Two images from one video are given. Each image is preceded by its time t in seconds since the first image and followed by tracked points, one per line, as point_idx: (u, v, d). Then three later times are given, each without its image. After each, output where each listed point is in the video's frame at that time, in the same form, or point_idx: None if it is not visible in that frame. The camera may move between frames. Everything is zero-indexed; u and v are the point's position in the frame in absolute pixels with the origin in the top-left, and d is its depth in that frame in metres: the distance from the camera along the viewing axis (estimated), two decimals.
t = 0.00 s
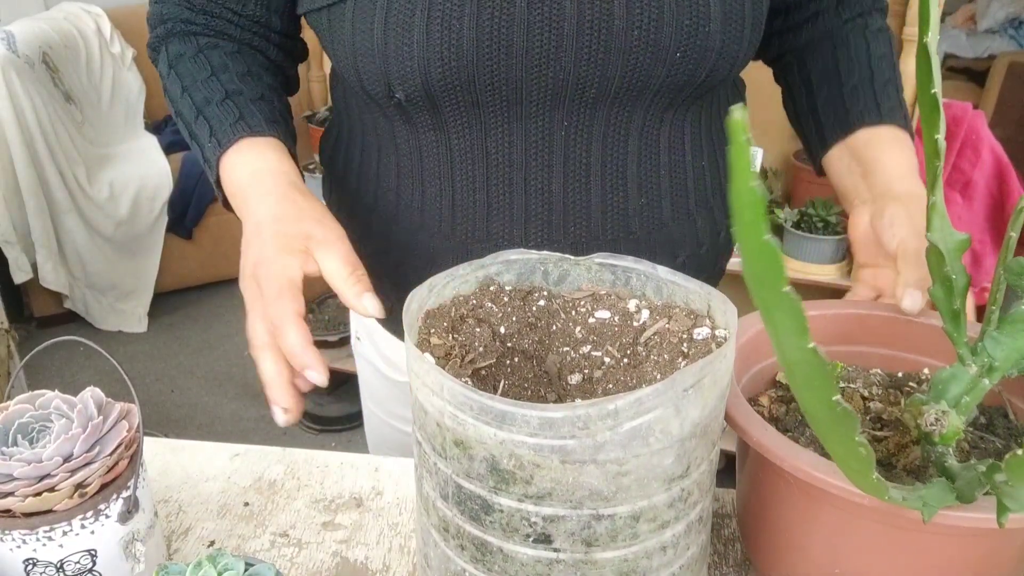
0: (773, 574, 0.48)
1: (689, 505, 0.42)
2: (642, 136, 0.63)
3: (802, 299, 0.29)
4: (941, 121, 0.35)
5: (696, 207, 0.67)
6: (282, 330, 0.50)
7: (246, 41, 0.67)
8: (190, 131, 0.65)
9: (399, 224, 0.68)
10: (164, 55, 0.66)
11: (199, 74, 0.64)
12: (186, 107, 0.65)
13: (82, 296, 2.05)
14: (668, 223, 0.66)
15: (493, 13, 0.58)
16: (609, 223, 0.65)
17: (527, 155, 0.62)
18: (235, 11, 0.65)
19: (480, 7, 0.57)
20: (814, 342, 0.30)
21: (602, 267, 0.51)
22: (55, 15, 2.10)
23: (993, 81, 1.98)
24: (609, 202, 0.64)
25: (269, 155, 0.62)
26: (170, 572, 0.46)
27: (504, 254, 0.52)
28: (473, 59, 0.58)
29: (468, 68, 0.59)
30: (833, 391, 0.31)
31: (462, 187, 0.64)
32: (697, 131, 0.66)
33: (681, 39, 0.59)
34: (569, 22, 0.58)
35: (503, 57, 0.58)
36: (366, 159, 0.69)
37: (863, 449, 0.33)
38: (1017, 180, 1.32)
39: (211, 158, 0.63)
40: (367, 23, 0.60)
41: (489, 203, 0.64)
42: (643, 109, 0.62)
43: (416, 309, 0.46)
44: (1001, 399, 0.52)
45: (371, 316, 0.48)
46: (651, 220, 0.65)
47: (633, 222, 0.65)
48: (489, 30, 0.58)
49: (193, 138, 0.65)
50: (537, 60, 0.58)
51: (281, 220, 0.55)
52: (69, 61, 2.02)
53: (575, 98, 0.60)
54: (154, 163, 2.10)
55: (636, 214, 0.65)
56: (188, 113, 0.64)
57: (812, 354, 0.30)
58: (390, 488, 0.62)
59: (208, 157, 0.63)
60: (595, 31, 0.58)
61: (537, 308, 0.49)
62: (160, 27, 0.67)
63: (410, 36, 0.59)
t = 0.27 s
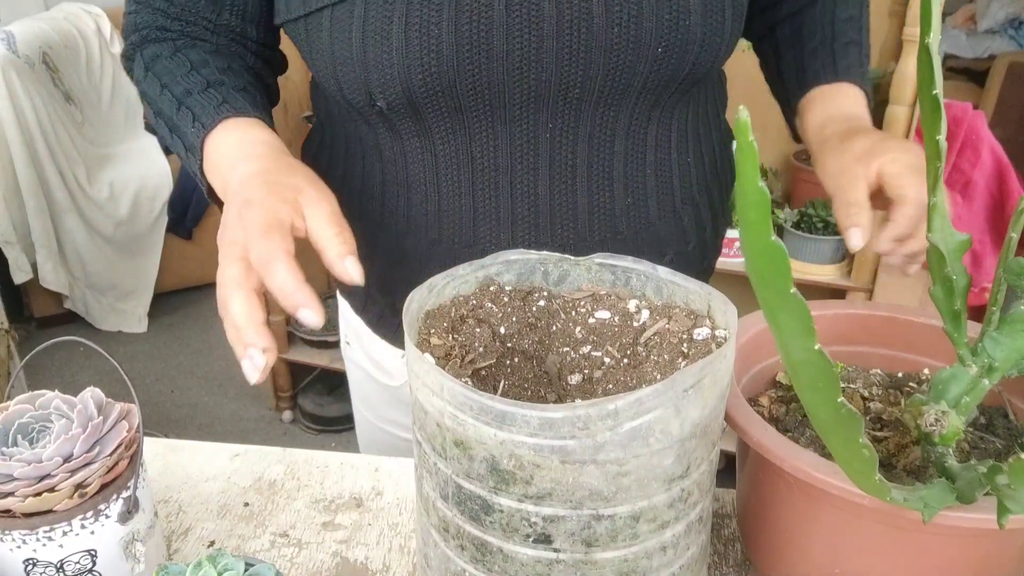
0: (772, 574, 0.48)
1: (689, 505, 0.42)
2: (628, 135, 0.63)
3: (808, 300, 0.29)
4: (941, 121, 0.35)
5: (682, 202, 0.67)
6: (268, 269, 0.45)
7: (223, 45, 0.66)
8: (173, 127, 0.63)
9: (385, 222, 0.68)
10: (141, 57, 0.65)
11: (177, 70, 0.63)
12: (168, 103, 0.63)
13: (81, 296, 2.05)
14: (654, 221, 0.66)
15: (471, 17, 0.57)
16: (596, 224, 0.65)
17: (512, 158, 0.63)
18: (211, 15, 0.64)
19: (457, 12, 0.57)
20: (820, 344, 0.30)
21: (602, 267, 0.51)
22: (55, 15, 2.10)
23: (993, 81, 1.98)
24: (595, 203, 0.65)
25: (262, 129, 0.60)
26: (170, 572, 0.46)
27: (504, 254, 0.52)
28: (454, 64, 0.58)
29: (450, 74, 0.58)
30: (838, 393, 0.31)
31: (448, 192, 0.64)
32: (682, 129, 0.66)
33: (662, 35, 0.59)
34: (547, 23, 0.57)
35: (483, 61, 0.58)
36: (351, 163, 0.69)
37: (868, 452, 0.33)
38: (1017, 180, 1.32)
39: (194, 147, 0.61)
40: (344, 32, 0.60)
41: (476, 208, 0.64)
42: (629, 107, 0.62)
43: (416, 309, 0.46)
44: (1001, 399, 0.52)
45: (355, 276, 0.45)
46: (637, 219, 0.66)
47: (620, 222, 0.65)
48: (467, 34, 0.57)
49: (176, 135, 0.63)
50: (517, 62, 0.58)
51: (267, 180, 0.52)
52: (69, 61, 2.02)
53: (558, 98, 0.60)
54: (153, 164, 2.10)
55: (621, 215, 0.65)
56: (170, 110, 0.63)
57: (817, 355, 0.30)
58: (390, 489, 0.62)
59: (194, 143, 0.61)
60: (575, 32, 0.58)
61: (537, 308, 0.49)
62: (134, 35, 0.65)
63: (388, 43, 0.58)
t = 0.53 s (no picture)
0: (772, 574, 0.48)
1: (689, 505, 0.42)
2: (600, 138, 0.64)
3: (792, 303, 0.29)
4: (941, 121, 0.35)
5: (658, 200, 0.67)
6: (327, 244, 0.44)
7: (199, 56, 0.63)
8: (158, 135, 0.59)
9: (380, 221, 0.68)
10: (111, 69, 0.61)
11: (159, 77, 0.59)
12: (151, 111, 0.59)
13: (81, 296, 2.05)
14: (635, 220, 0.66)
15: (434, 24, 0.57)
16: (572, 224, 0.65)
17: (484, 163, 0.63)
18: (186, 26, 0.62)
19: (419, 18, 0.57)
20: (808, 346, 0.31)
21: (602, 267, 0.51)
22: (55, 15, 2.10)
23: (993, 81, 1.98)
24: (570, 204, 0.65)
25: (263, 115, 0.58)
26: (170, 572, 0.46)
27: (504, 254, 0.52)
28: (419, 71, 0.58)
29: (413, 81, 0.58)
30: (830, 395, 0.31)
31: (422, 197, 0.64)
32: (653, 128, 0.66)
33: (627, 35, 0.59)
34: (510, 26, 0.57)
35: (448, 67, 0.58)
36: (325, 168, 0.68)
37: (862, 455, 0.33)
38: (1017, 180, 1.32)
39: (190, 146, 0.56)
40: (307, 43, 0.60)
41: (450, 209, 0.64)
42: (598, 107, 0.63)
43: (417, 309, 0.46)
44: (1001, 399, 0.52)
45: (396, 263, 0.45)
46: (613, 216, 0.66)
47: (595, 220, 0.65)
48: (430, 42, 0.57)
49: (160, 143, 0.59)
50: (483, 66, 0.58)
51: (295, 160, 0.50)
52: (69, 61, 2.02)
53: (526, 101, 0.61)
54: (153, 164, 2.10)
55: (598, 215, 0.65)
56: (154, 118, 0.59)
57: (805, 357, 0.30)
58: (390, 489, 0.62)
59: (189, 143, 0.56)
60: (539, 35, 0.58)
61: (537, 308, 0.49)
62: (98, 53, 0.61)
63: (351, 51, 0.58)
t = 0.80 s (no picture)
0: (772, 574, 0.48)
1: (689, 504, 0.42)
2: (584, 140, 0.64)
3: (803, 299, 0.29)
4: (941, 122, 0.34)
5: (643, 199, 0.67)
6: (325, 254, 0.43)
7: (177, 65, 0.63)
8: (140, 147, 0.59)
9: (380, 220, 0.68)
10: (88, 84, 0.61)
11: (138, 88, 0.59)
12: (132, 122, 0.59)
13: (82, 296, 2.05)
14: (622, 221, 0.67)
15: (416, 31, 0.56)
16: (559, 226, 0.65)
17: (468, 169, 0.63)
18: (163, 36, 0.62)
19: (400, 26, 0.56)
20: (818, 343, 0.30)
21: (602, 267, 0.51)
22: (55, 15, 2.10)
23: (993, 81, 1.98)
24: (556, 206, 0.65)
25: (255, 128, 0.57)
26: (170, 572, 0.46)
27: (504, 254, 0.52)
28: (401, 79, 0.58)
29: (396, 89, 0.58)
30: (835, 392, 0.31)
31: (410, 202, 0.64)
32: (635, 129, 0.66)
33: (611, 38, 0.59)
34: (493, 32, 0.57)
35: (430, 74, 0.58)
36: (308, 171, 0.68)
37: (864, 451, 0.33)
38: (1017, 180, 1.32)
39: (172, 156, 0.56)
40: (289, 51, 0.59)
41: (435, 212, 0.64)
42: (581, 110, 0.63)
43: (417, 309, 0.46)
44: (1002, 399, 0.51)
45: (392, 268, 0.45)
46: (600, 215, 0.66)
47: (582, 222, 0.65)
48: (411, 48, 0.57)
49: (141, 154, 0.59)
50: (466, 72, 0.58)
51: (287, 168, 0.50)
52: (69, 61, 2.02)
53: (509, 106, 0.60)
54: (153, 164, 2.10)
55: (585, 216, 0.65)
56: (135, 130, 0.59)
57: (811, 355, 0.30)
58: (390, 489, 0.62)
59: (172, 153, 0.56)
60: (522, 41, 0.57)
61: (537, 308, 0.49)
62: (76, 67, 0.62)
63: (332, 58, 0.58)
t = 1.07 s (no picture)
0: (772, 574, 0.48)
1: (688, 505, 0.42)
2: (609, 144, 0.64)
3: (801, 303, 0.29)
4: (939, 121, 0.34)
5: (665, 206, 0.67)
6: (326, 246, 0.43)
7: (200, 59, 0.63)
8: (161, 139, 0.58)
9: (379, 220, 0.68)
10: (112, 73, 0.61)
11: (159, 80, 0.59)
12: (153, 114, 0.59)
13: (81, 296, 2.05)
14: (642, 225, 0.66)
15: (442, 33, 0.57)
16: (581, 231, 0.65)
17: (490, 170, 0.63)
18: (185, 31, 0.62)
19: (428, 26, 0.57)
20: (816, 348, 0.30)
21: (602, 267, 0.51)
22: (54, 15, 2.10)
23: (993, 81, 1.98)
24: (579, 212, 0.65)
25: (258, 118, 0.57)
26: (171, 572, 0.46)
27: (504, 254, 0.52)
28: (428, 80, 0.58)
29: (422, 89, 0.58)
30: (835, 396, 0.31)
31: (432, 204, 0.64)
32: (662, 133, 0.66)
33: (637, 42, 0.59)
34: (520, 34, 0.57)
35: (456, 75, 0.58)
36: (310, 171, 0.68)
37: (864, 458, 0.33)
38: (1017, 180, 1.32)
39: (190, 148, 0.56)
40: (316, 51, 0.59)
41: (439, 211, 0.64)
42: (606, 114, 0.62)
43: (416, 309, 0.46)
44: (1002, 399, 0.52)
45: (393, 260, 0.45)
46: (624, 220, 0.66)
47: (604, 226, 0.65)
48: (439, 50, 0.57)
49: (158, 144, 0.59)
50: (492, 74, 0.58)
51: (294, 159, 0.50)
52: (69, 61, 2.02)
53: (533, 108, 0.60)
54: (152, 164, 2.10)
55: (609, 223, 0.65)
56: (156, 122, 0.58)
57: (810, 356, 0.30)
58: (390, 489, 0.62)
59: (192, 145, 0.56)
60: (548, 43, 0.57)
61: (537, 308, 0.49)
62: (100, 58, 0.61)
63: (359, 59, 0.58)
